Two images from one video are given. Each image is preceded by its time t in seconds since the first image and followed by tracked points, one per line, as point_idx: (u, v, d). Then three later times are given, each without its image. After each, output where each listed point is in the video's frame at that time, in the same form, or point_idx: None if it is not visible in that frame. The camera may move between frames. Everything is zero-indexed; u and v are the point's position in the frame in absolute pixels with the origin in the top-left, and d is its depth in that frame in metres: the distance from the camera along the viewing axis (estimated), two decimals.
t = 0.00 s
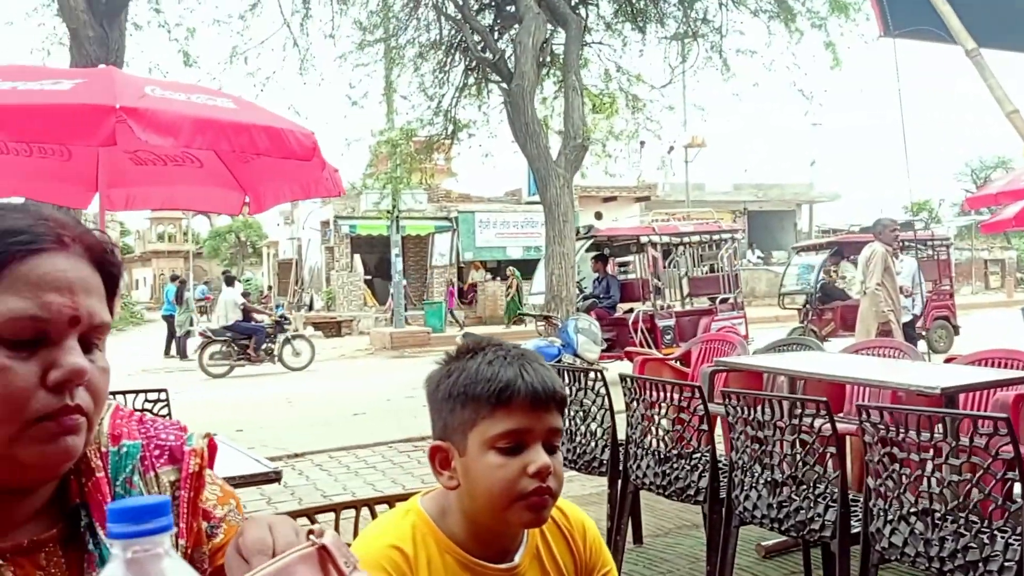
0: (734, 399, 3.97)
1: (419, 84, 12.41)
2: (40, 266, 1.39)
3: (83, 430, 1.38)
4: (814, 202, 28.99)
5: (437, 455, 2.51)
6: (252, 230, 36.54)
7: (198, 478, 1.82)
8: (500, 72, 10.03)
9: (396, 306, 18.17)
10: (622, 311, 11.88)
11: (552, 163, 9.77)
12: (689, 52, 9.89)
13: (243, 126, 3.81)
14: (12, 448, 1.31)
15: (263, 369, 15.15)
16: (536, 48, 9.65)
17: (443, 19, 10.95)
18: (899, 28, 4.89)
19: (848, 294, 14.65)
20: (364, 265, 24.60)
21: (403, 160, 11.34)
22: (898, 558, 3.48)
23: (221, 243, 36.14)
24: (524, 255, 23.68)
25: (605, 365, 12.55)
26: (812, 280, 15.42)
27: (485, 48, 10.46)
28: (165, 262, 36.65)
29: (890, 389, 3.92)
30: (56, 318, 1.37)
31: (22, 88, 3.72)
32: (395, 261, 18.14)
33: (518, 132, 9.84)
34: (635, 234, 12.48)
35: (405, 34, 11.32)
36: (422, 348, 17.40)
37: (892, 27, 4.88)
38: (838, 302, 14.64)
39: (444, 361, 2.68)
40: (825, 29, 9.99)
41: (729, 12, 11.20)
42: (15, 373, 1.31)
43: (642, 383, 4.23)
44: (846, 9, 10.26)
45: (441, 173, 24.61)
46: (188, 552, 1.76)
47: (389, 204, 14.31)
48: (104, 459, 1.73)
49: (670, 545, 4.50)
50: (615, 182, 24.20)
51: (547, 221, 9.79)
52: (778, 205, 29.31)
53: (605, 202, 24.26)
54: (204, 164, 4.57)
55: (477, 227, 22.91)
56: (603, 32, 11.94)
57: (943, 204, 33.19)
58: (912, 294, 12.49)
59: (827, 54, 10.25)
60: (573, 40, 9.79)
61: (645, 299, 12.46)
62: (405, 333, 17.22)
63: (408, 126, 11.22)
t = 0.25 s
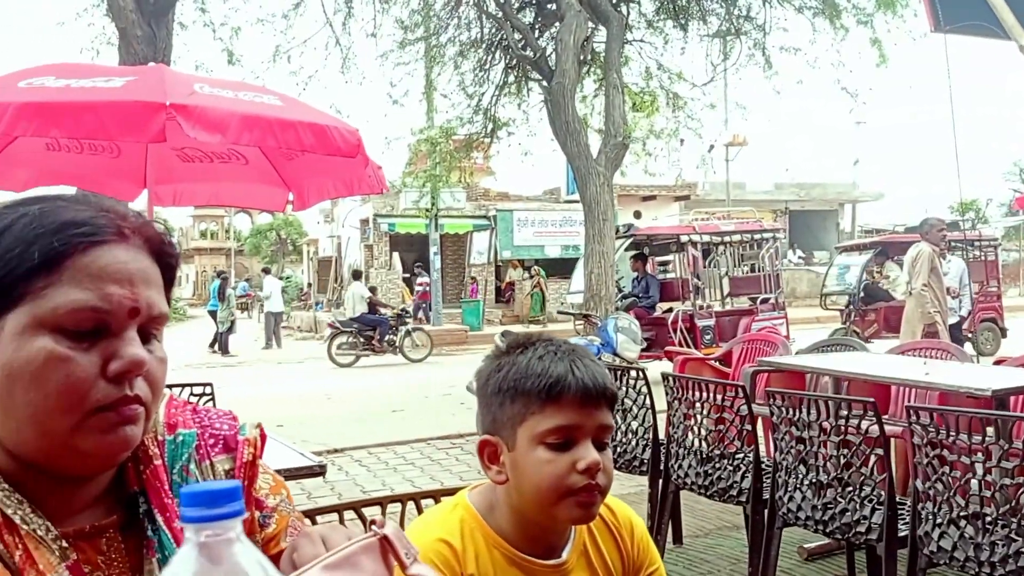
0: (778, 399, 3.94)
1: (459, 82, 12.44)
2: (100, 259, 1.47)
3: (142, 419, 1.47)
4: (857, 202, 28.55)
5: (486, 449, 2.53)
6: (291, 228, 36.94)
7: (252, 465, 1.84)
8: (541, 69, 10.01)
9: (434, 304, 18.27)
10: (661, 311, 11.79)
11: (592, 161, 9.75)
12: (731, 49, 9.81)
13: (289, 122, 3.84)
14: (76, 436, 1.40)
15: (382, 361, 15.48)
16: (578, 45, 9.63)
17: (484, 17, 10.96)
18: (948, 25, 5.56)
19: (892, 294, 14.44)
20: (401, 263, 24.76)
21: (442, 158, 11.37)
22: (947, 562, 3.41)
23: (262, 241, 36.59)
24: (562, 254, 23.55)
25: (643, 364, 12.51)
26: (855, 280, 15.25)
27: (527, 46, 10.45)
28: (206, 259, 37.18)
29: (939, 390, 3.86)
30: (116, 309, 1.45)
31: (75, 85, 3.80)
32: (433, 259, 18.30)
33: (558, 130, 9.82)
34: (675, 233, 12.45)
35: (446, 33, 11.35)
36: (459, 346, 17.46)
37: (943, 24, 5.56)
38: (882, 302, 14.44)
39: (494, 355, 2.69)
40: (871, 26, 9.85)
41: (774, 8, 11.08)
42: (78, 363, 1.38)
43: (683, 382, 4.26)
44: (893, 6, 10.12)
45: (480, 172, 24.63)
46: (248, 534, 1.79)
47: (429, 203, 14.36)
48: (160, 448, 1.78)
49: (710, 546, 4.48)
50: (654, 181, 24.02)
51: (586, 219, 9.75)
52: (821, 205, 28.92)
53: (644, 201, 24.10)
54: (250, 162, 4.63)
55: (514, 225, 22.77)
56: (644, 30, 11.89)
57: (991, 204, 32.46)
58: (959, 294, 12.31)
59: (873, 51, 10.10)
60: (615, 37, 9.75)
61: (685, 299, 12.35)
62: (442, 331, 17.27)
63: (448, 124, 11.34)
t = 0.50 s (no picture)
0: (796, 396, 3.90)
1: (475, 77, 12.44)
2: (126, 250, 1.48)
3: (164, 410, 1.47)
4: (876, 198, 28.36)
5: (505, 443, 2.53)
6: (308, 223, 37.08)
7: (273, 458, 1.87)
8: (558, 65, 9.99)
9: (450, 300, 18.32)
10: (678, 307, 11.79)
11: (608, 157, 9.74)
12: (748, 45, 9.77)
13: (307, 116, 3.86)
14: (101, 426, 1.40)
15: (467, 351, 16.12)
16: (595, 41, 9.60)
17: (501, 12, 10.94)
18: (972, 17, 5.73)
19: (911, 292, 14.36)
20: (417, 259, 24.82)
21: (459, 154, 11.39)
22: (966, 561, 3.38)
23: (278, 237, 36.78)
24: (578, 250, 23.53)
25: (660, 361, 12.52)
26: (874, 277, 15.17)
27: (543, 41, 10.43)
28: (223, 254, 37.39)
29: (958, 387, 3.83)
30: (141, 301, 1.45)
31: (94, 79, 3.82)
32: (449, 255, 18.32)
33: (575, 125, 9.81)
34: (691, 229, 12.30)
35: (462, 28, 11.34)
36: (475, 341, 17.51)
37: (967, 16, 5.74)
38: (900, 300, 14.37)
39: (514, 348, 2.69)
40: (890, 21, 9.78)
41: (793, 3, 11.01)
42: (102, 354, 1.38)
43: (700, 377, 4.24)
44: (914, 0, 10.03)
45: (496, 167, 24.62)
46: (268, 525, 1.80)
47: (446, 198, 14.39)
48: (182, 439, 1.78)
49: (726, 543, 4.48)
50: (671, 176, 23.91)
51: (603, 215, 9.74)
52: (839, 201, 28.74)
53: (660, 197, 24.02)
54: (267, 156, 4.64)
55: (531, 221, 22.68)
56: (661, 25, 11.85)
57: (1010, 201, 32.17)
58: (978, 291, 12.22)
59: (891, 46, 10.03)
60: (632, 33, 9.72)
61: (702, 295, 12.34)
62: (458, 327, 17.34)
63: (464, 120, 11.21)
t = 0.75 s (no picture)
0: (811, 390, 3.84)
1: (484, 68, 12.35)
2: (137, 240, 1.44)
3: (175, 404, 1.43)
4: (889, 189, 28.13)
5: (517, 439, 2.49)
6: (317, 216, 37.09)
7: (283, 454, 1.81)
8: (568, 55, 9.90)
9: (459, 293, 18.29)
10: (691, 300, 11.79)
11: (618, 148, 9.67)
12: (760, 35, 9.66)
13: (314, 107, 3.81)
14: (111, 420, 1.36)
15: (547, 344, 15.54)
16: (605, 30, 9.51)
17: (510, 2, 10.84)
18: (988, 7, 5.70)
19: (925, 285, 14.24)
20: (426, 251, 24.77)
21: (468, 146, 11.33)
22: (983, 558, 3.32)
23: (288, 229, 36.79)
24: (587, 243, 23.48)
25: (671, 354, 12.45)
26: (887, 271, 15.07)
27: (553, 31, 10.33)
28: (233, 247, 37.38)
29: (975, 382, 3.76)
30: (152, 292, 1.41)
31: (100, 70, 3.78)
32: (458, 247, 18.26)
33: (585, 116, 9.74)
34: (703, 222, 12.39)
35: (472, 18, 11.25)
36: (484, 335, 17.46)
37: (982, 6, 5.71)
38: (914, 293, 14.26)
39: (526, 343, 2.65)
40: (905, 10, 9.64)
41: None
42: (113, 346, 1.34)
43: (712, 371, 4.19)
44: None
45: (506, 159, 24.49)
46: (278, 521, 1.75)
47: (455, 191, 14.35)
48: (191, 434, 1.74)
49: (740, 540, 4.43)
50: (681, 168, 23.75)
51: (613, 207, 9.69)
52: (851, 193, 28.53)
53: (672, 189, 23.88)
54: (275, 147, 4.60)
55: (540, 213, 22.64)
56: (672, 15, 11.72)
57: None
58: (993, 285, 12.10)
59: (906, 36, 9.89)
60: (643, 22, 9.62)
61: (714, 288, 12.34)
62: (467, 320, 17.29)
63: (473, 111, 11.11)
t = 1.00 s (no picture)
0: (815, 385, 3.85)
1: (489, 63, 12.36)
2: (149, 235, 1.45)
3: (187, 398, 1.45)
4: (894, 184, 28.08)
5: (523, 432, 2.50)
6: (321, 211, 37.13)
7: (292, 447, 1.85)
8: (572, 50, 9.88)
9: (463, 288, 18.32)
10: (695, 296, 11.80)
11: (623, 143, 9.67)
12: (765, 30, 9.65)
13: (321, 103, 3.82)
14: (124, 413, 1.38)
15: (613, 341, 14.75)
16: (610, 26, 9.50)
17: None
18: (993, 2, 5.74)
19: (929, 281, 14.24)
20: (431, 247, 24.79)
21: (472, 142, 11.34)
22: (988, 552, 3.33)
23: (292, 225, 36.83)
24: (591, 238, 23.48)
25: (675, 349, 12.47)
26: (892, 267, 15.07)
27: (558, 26, 10.31)
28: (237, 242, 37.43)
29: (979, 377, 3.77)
30: (164, 287, 1.43)
31: (108, 65, 3.79)
32: (462, 243, 18.27)
33: (589, 111, 9.74)
34: (707, 217, 12.30)
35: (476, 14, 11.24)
36: (489, 330, 17.48)
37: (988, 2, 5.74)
38: (918, 289, 14.26)
39: (534, 337, 2.66)
40: (910, 5, 9.63)
41: None
42: (125, 340, 1.36)
43: (717, 366, 4.20)
44: None
45: (510, 154, 24.48)
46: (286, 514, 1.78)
47: (460, 186, 14.35)
48: (201, 427, 1.75)
49: (743, 534, 4.45)
50: (686, 163, 23.73)
51: (618, 203, 9.70)
52: (856, 188, 28.50)
53: (676, 184, 23.86)
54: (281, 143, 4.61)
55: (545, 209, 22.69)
56: (678, 10, 11.71)
57: None
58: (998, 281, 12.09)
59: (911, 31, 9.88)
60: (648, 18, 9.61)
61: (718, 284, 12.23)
62: (472, 315, 17.32)
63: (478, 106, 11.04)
